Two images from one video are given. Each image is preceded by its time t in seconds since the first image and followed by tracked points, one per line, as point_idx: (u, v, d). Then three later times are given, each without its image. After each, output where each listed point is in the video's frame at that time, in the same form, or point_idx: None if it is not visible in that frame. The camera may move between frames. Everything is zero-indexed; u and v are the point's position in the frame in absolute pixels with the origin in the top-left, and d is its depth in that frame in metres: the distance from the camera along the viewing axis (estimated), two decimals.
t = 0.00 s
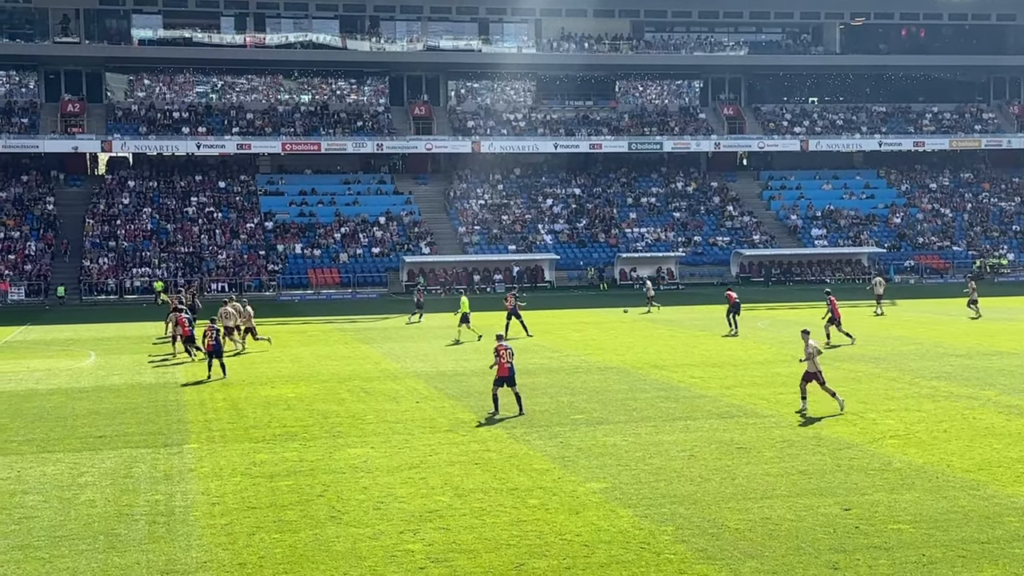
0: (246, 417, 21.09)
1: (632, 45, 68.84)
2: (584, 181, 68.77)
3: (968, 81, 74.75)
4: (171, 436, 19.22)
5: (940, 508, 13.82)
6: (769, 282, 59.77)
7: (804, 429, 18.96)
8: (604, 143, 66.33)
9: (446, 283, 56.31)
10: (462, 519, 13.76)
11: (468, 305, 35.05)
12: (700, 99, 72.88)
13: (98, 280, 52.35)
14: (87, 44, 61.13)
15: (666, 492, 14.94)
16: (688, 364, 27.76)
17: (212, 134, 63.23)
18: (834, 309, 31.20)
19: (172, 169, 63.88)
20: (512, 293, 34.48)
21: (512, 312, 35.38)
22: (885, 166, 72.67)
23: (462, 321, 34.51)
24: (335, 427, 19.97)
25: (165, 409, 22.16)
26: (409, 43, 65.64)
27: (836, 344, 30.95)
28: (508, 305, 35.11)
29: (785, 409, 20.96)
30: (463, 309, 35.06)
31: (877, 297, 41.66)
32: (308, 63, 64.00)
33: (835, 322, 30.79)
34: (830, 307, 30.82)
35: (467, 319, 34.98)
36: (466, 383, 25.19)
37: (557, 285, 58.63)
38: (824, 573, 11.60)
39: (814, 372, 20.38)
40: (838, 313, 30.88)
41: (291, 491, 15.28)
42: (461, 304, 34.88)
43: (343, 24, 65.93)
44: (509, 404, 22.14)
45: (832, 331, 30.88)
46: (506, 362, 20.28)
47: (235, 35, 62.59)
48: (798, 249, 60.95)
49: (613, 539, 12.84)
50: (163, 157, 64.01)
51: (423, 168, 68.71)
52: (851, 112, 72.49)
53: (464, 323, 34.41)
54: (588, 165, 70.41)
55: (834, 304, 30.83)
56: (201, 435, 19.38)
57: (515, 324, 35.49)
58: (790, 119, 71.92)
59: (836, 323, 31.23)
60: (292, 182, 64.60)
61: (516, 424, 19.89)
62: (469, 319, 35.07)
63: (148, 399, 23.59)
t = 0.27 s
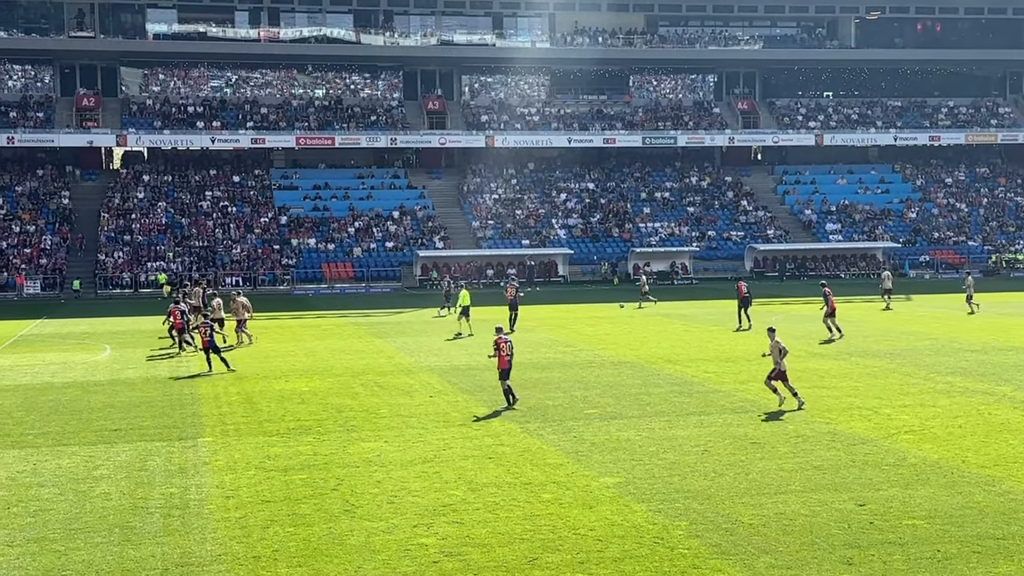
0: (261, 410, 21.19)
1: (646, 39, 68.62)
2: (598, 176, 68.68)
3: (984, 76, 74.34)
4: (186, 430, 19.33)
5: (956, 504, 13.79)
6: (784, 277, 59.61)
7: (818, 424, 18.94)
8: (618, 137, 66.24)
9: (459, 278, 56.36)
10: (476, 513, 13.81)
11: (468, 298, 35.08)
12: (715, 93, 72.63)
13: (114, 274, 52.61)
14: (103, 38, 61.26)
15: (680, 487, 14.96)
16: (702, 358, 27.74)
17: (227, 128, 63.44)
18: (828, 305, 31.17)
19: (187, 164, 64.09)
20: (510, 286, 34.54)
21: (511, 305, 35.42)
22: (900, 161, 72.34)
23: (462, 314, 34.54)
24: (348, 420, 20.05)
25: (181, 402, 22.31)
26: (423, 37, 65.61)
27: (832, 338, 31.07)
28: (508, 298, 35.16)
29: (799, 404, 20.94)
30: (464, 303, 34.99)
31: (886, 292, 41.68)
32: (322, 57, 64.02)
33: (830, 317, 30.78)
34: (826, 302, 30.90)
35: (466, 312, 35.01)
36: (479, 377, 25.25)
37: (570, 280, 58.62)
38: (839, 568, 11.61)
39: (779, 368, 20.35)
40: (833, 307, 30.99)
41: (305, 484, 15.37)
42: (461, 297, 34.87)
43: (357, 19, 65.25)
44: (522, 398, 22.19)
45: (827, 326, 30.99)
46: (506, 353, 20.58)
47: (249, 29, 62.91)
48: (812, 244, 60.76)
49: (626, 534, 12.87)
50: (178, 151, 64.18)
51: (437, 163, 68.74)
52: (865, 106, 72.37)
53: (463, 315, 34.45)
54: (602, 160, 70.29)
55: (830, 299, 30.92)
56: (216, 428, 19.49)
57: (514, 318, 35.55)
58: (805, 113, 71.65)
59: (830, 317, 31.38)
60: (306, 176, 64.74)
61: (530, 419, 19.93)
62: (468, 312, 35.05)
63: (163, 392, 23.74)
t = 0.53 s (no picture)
0: (278, 405, 21.34)
1: (663, 34, 68.50)
2: (615, 171, 68.58)
3: (1003, 70, 73.90)
4: (203, 424, 19.48)
5: (974, 500, 13.75)
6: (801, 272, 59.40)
7: (836, 420, 18.91)
8: (635, 132, 66.11)
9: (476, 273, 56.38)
10: (493, 509, 13.87)
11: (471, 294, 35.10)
12: (732, 88, 72.44)
13: (132, 269, 52.96)
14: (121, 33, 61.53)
15: (697, 482, 14.97)
16: (719, 354, 27.71)
17: (244, 124, 63.73)
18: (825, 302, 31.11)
19: (205, 159, 64.41)
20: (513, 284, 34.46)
21: (513, 303, 35.39)
22: (919, 156, 71.96)
23: (464, 310, 34.58)
24: (365, 415, 20.16)
25: (198, 397, 22.49)
26: (440, 33, 65.68)
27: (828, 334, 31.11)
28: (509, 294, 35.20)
29: (817, 400, 20.90)
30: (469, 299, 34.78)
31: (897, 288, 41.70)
32: (339, 52, 64.13)
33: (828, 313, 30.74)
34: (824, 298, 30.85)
35: (468, 307, 35.05)
36: (496, 373, 25.32)
37: (587, 276, 58.63)
38: (856, 564, 11.60)
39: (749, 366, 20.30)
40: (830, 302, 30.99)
41: (322, 479, 15.48)
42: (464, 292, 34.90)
43: (374, 14, 65.67)
44: (539, 394, 22.25)
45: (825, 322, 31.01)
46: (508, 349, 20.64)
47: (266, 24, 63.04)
48: (830, 239, 60.52)
49: (643, 529, 12.90)
50: (196, 147, 64.50)
51: (454, 158, 68.82)
52: (884, 101, 71.97)
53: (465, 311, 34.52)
54: (619, 155, 70.19)
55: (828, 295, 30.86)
56: (233, 423, 19.62)
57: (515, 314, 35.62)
58: (823, 108, 71.38)
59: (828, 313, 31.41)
60: (324, 171, 64.94)
61: (547, 414, 19.97)
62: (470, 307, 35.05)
63: (181, 386, 23.93)
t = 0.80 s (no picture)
0: (299, 400, 21.49)
1: (683, 29, 68.27)
2: (635, 167, 68.45)
3: None
4: (224, 420, 19.63)
5: (996, 497, 13.70)
6: (821, 269, 59.15)
7: (856, 417, 18.86)
8: (655, 128, 65.89)
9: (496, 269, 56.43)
10: (512, 504, 13.93)
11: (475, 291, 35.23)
12: (753, 84, 72.14)
13: (153, 265, 53.35)
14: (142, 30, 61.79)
15: (717, 478, 14.98)
16: (739, 350, 27.67)
17: (265, 120, 64.05)
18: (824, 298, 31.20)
19: (226, 156, 64.73)
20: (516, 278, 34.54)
21: (517, 298, 35.55)
22: (940, 151, 71.49)
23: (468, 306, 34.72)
24: (386, 411, 20.26)
25: (220, 392, 22.68)
26: (460, 29, 65.69)
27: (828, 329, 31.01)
28: (512, 289, 35.36)
29: (837, 396, 20.85)
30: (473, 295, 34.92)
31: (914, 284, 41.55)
32: (359, 49, 64.25)
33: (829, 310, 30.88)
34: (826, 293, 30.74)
35: (472, 304, 35.18)
36: (516, 369, 25.38)
37: (607, 272, 58.58)
38: (877, 561, 11.60)
39: (716, 363, 20.31)
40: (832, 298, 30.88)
41: (342, 474, 15.59)
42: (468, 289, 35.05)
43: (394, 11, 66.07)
44: (559, 390, 22.30)
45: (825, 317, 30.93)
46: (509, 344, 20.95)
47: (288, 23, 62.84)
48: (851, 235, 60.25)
49: (663, 526, 12.93)
50: (217, 144, 64.81)
51: (474, 154, 68.90)
52: (905, 96, 71.52)
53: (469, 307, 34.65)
54: (639, 151, 70.04)
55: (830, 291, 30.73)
56: (254, 418, 19.77)
57: (517, 309, 35.80)
58: (844, 103, 71.02)
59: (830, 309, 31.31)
60: (343, 167, 65.15)
61: (566, 410, 20.02)
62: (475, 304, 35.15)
63: (202, 382, 24.13)
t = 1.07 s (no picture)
0: (322, 397, 21.65)
1: (706, 25, 68.18)
2: (658, 164, 68.34)
3: None
4: (248, 416, 19.82)
5: (1022, 495, 13.65)
6: (845, 266, 58.63)
7: (880, 414, 18.80)
8: (677, 125, 65.73)
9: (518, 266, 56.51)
10: (535, 500, 14.01)
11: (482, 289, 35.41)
12: (776, 80, 71.87)
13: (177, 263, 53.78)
14: (166, 29, 62.16)
15: (740, 475, 15.00)
16: (762, 347, 27.61)
17: (288, 118, 64.44)
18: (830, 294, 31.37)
19: (249, 153, 65.11)
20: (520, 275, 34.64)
21: (521, 295, 35.71)
22: (965, 148, 70.99)
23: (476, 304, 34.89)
24: (408, 407, 20.38)
25: (244, 388, 22.89)
26: (482, 26, 65.89)
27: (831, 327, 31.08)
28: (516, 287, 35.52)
29: (862, 393, 20.78)
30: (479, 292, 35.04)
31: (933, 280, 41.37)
32: (382, 46, 64.51)
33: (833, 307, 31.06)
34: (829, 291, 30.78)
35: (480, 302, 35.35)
36: (538, 365, 25.43)
37: (629, 269, 58.51)
38: (902, 559, 11.59)
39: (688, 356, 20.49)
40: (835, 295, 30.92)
41: (365, 470, 15.72)
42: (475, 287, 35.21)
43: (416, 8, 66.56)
44: (582, 386, 22.35)
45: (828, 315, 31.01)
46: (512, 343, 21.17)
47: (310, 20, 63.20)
48: (875, 232, 59.90)
49: (685, 522, 12.97)
50: (241, 141, 65.19)
51: (496, 151, 68.99)
52: (930, 92, 71.11)
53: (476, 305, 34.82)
54: (661, 148, 69.90)
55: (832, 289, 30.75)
56: (278, 414, 19.95)
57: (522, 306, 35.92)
58: (868, 99, 70.67)
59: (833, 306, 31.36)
60: (365, 165, 65.42)
61: (589, 407, 20.07)
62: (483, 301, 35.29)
63: (226, 378, 24.36)
